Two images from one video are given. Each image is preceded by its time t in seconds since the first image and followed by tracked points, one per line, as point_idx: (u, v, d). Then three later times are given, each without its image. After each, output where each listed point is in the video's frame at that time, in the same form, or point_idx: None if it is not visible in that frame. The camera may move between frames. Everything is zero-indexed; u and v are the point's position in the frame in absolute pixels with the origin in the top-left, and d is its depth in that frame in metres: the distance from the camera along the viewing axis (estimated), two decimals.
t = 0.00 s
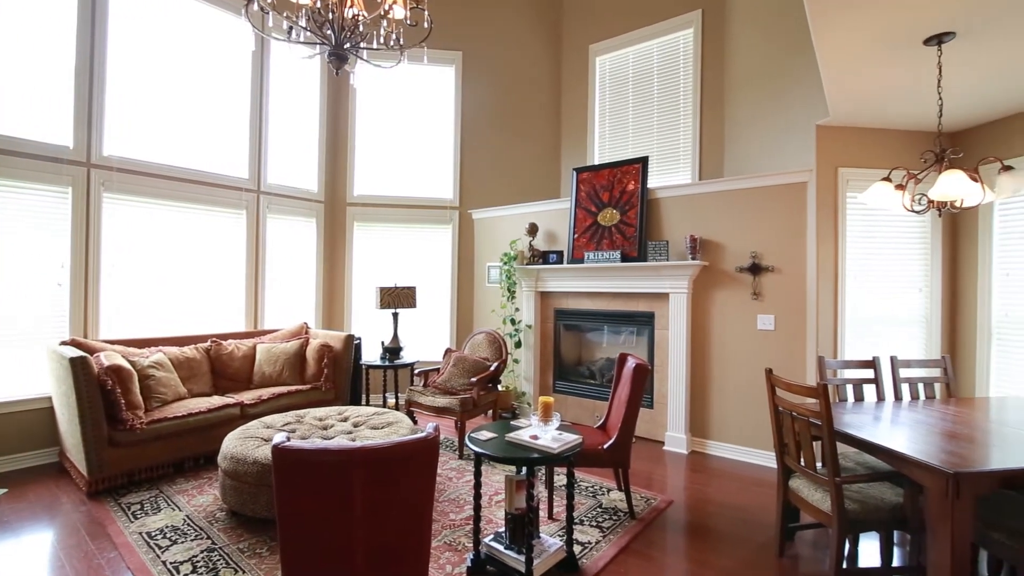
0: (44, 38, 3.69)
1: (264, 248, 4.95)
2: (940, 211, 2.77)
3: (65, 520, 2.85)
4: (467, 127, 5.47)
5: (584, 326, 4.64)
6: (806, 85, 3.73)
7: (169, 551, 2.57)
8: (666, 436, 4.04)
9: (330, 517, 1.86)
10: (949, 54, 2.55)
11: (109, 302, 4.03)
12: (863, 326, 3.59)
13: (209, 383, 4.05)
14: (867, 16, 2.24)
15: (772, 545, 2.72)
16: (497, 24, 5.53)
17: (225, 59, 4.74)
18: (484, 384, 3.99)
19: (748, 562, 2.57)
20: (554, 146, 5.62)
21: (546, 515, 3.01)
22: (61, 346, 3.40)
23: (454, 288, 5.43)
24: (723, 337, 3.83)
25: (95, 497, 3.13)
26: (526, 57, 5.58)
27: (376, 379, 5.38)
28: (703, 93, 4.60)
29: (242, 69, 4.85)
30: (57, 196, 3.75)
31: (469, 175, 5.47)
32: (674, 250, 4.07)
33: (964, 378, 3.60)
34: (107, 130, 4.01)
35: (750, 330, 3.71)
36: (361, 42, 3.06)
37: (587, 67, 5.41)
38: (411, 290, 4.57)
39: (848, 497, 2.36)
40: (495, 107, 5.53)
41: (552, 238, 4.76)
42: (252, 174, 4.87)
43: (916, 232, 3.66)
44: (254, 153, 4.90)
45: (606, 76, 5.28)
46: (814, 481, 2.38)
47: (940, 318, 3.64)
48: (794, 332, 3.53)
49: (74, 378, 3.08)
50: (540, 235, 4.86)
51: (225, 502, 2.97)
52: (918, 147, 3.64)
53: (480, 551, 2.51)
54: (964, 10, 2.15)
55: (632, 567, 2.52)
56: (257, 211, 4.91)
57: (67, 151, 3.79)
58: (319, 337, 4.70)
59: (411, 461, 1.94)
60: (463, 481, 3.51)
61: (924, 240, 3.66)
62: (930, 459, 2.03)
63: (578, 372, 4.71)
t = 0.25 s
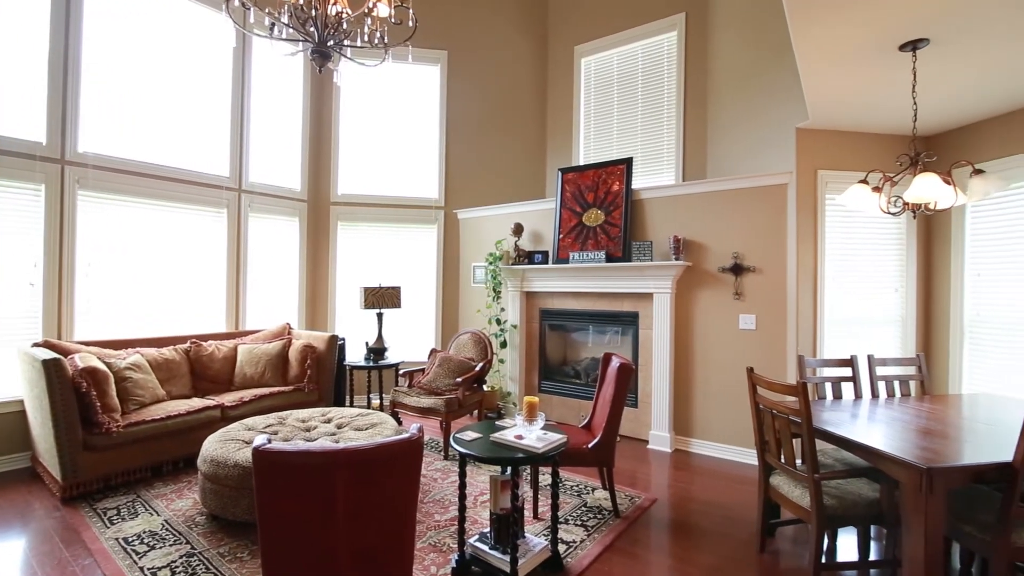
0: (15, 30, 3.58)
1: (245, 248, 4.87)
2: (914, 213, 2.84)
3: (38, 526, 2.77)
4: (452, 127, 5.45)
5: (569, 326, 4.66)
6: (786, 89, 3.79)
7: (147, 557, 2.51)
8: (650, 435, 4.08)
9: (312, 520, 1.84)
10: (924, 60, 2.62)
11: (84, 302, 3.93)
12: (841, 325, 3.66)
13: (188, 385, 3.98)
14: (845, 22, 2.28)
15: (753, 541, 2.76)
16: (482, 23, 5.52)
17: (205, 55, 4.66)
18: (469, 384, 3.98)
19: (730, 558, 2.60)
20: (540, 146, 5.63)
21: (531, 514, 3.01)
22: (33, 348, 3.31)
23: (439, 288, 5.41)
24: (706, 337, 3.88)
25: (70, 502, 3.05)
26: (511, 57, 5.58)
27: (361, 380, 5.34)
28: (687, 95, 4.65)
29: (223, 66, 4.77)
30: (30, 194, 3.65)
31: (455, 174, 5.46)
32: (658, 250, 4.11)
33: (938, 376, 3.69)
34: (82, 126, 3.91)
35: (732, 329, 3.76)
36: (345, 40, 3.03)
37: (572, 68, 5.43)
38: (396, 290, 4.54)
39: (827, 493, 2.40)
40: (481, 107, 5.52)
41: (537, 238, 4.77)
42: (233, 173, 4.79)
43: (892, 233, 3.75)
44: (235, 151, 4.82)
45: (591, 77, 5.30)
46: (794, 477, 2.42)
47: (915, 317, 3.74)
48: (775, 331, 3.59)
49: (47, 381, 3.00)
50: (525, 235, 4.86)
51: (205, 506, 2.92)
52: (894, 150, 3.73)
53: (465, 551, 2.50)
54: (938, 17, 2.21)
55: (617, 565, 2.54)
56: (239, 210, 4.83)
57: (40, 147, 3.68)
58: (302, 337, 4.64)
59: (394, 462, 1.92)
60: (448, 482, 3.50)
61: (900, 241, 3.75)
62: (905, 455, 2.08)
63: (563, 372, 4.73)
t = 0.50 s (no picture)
0: None
1: (227, 247, 4.79)
2: (891, 214, 2.89)
3: (10, 533, 2.69)
4: (437, 127, 5.43)
5: (554, 326, 4.67)
6: (767, 92, 3.85)
7: (124, 563, 2.45)
8: (635, 434, 4.11)
9: (294, 523, 1.81)
10: (900, 65, 2.68)
11: (59, 302, 3.83)
12: (821, 324, 3.73)
13: (167, 388, 3.89)
14: (824, 26, 2.33)
15: (736, 538, 2.80)
16: (468, 23, 5.51)
17: (185, 50, 4.57)
18: (455, 384, 3.97)
19: (713, 555, 2.63)
20: (525, 146, 5.64)
21: (516, 514, 3.01)
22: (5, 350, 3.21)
23: (425, 288, 5.38)
24: (689, 336, 3.92)
25: (43, 508, 2.96)
26: (497, 57, 5.58)
27: (345, 381, 5.29)
28: (671, 97, 4.70)
29: (203, 62, 4.69)
30: (2, 191, 3.55)
31: (440, 174, 5.44)
32: (643, 250, 4.14)
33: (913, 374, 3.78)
34: (57, 122, 3.81)
35: (715, 328, 3.81)
36: (329, 37, 3.00)
37: (558, 69, 5.44)
38: (381, 290, 4.50)
39: (807, 490, 2.45)
40: (467, 107, 5.51)
41: (523, 238, 4.78)
42: (215, 171, 4.71)
43: (870, 234, 3.83)
44: (217, 149, 4.74)
45: (577, 78, 5.33)
46: (775, 475, 2.46)
47: (892, 317, 3.82)
48: (757, 330, 3.64)
49: (19, 384, 2.91)
50: (511, 235, 4.86)
51: (185, 510, 2.86)
52: (871, 153, 3.81)
53: (450, 552, 2.49)
54: (913, 23, 2.26)
55: (602, 563, 2.55)
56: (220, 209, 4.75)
57: (13, 143, 3.58)
58: (285, 338, 4.58)
59: (378, 463, 1.91)
60: (433, 483, 3.48)
61: (877, 242, 3.84)
62: (882, 451, 2.12)
63: (548, 372, 4.74)
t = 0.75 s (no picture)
0: None
1: (206, 246, 4.70)
2: (867, 216, 2.96)
3: None
4: (421, 126, 5.40)
5: (539, 326, 4.68)
6: (748, 95, 3.91)
7: (98, 570, 2.39)
8: (619, 433, 4.14)
9: (274, 527, 1.78)
10: (876, 71, 2.74)
11: (29, 303, 3.72)
12: (800, 324, 3.79)
13: (144, 390, 3.80)
14: (802, 32, 2.37)
15: (718, 534, 2.84)
16: (453, 23, 5.49)
17: (162, 45, 4.48)
18: (439, 385, 3.95)
19: (695, 552, 2.66)
20: (510, 146, 5.64)
21: (501, 514, 3.01)
22: None
23: (409, 288, 5.35)
24: (672, 336, 3.96)
25: (13, 515, 2.87)
26: (482, 57, 5.57)
27: (328, 382, 5.23)
28: (654, 99, 4.74)
29: (182, 58, 4.60)
30: None
31: (425, 174, 5.41)
32: (626, 251, 4.17)
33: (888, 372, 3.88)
34: (28, 117, 3.70)
35: (697, 328, 3.85)
36: (312, 34, 2.97)
37: (543, 70, 5.46)
38: (364, 290, 4.46)
39: (786, 486, 2.49)
40: (451, 106, 5.50)
41: (508, 238, 4.78)
42: (194, 168, 4.62)
43: (847, 236, 3.92)
44: (196, 147, 4.65)
45: (561, 79, 5.34)
46: (756, 471, 2.50)
47: (868, 316, 3.91)
48: (738, 330, 3.69)
49: None
50: (496, 235, 4.86)
51: (162, 515, 2.80)
52: (848, 156, 3.90)
53: (433, 553, 2.48)
54: (890, 30, 2.31)
55: (585, 562, 2.56)
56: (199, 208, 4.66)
57: None
58: (266, 339, 4.51)
59: (361, 464, 1.89)
60: (417, 484, 3.46)
61: (854, 243, 3.92)
62: (858, 447, 2.17)
63: (533, 372, 4.75)
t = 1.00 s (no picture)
0: None
1: (184, 246, 4.61)
2: (844, 218, 3.02)
3: None
4: (406, 126, 5.37)
5: (523, 326, 4.69)
6: (730, 98, 3.97)
7: None
8: (603, 432, 4.16)
9: (253, 530, 1.75)
10: (852, 76, 2.81)
11: None
12: (780, 323, 3.86)
13: (120, 393, 3.71)
14: (781, 36, 2.41)
15: (699, 531, 2.87)
16: (437, 22, 5.48)
17: (139, 40, 4.38)
18: (423, 385, 3.93)
19: (678, 550, 2.69)
20: (495, 147, 5.63)
21: (485, 515, 3.01)
22: None
23: (393, 288, 5.31)
24: (655, 335, 4.00)
25: None
26: (466, 57, 5.56)
27: (310, 383, 5.16)
28: (638, 100, 4.78)
29: (159, 53, 4.50)
30: None
31: (409, 173, 5.38)
32: (610, 251, 4.20)
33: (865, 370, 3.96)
34: None
35: (680, 327, 3.90)
36: (294, 31, 2.93)
37: (527, 70, 5.46)
38: (347, 290, 4.42)
39: (766, 482, 2.53)
40: (436, 106, 5.47)
41: (492, 238, 4.77)
42: (171, 166, 4.53)
43: (825, 237, 4.00)
44: (174, 144, 4.56)
45: (546, 80, 5.36)
46: (736, 469, 2.53)
47: (845, 316, 4.00)
48: (719, 329, 3.74)
49: None
50: (480, 235, 4.85)
51: (138, 520, 2.73)
52: (826, 159, 3.98)
53: (417, 555, 2.46)
54: (865, 34, 2.36)
55: (569, 561, 2.57)
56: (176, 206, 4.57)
57: None
58: (247, 340, 4.43)
59: (342, 466, 1.87)
60: (401, 485, 3.44)
61: (831, 244, 4.01)
62: (835, 444, 2.22)
63: (518, 372, 4.75)
